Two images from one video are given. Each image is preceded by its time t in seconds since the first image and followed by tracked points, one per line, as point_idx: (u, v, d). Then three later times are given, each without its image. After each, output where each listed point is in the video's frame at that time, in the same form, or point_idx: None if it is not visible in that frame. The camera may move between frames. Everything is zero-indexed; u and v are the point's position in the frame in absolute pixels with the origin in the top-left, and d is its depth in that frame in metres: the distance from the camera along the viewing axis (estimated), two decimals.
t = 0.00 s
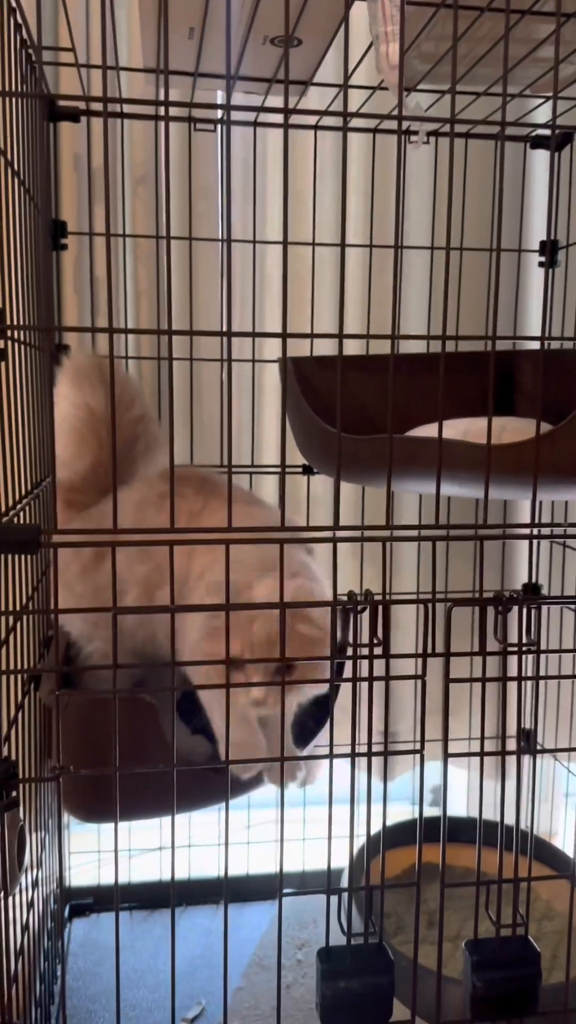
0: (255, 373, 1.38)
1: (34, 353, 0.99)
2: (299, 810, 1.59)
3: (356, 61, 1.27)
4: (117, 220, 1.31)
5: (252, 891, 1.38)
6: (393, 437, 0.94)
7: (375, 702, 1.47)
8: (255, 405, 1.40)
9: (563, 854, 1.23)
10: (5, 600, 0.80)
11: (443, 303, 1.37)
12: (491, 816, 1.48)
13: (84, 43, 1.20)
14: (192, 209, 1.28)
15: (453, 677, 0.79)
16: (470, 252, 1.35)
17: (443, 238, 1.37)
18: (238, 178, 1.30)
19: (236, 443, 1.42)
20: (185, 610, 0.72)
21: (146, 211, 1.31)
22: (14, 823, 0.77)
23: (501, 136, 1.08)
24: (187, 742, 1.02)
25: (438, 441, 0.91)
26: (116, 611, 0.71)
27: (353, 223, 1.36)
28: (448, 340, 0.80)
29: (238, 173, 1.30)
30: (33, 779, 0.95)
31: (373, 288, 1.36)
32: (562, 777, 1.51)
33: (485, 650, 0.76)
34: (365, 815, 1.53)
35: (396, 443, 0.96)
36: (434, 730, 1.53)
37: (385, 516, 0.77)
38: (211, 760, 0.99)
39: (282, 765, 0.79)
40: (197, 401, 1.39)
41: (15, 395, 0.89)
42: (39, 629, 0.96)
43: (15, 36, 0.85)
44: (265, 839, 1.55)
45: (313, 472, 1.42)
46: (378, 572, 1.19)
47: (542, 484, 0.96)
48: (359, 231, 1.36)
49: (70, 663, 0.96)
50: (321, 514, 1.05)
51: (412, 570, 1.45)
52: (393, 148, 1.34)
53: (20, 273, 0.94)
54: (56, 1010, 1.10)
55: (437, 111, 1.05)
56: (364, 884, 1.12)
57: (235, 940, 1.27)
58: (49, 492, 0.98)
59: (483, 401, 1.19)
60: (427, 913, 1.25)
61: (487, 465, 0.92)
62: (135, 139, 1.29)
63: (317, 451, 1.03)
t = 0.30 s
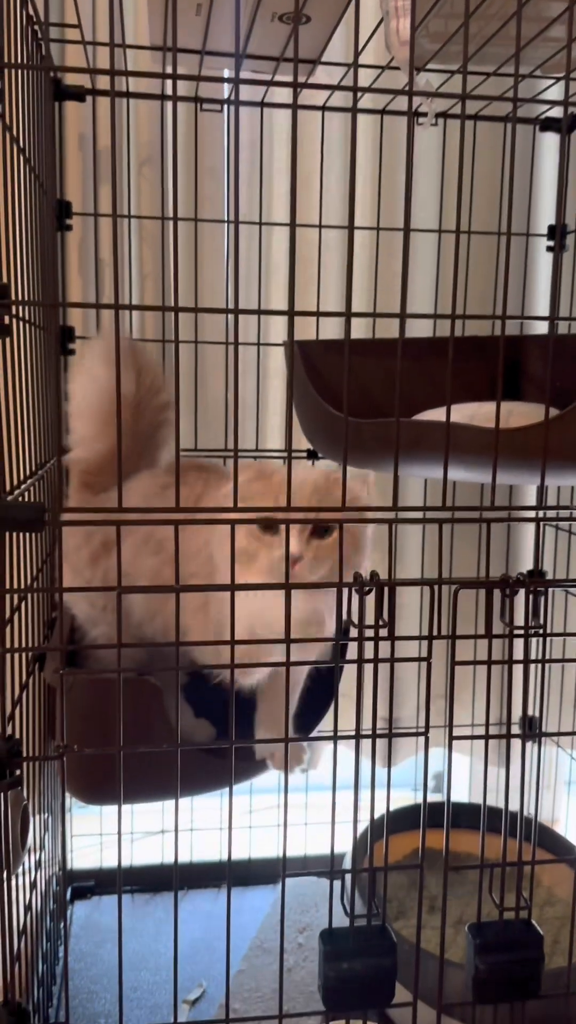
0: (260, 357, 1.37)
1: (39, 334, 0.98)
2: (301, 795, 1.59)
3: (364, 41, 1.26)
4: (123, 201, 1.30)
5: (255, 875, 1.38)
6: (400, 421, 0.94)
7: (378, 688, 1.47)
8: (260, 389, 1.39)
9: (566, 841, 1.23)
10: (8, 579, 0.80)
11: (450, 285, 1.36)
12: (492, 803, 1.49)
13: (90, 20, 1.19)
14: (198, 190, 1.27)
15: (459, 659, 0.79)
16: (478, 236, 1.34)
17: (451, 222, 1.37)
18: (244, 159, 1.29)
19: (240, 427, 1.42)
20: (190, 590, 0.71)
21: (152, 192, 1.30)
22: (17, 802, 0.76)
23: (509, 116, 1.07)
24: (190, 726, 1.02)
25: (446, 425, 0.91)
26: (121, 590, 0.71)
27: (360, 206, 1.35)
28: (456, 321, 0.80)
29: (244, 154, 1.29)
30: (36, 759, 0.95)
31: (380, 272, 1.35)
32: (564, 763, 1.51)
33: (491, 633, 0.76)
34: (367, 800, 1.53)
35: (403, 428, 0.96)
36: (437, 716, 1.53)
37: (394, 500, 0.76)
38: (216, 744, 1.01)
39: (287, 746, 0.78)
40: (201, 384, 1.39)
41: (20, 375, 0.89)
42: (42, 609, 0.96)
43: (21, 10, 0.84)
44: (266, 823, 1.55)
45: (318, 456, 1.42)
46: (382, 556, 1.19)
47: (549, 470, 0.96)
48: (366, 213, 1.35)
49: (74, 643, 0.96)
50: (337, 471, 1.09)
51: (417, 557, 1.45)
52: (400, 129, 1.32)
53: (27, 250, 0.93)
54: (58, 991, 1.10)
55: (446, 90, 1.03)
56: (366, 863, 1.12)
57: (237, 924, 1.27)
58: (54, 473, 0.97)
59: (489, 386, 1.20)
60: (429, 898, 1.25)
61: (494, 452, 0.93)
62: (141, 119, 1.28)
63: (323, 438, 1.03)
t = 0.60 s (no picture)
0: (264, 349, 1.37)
1: (43, 326, 0.98)
2: (303, 788, 1.59)
3: (369, 32, 1.26)
4: (127, 193, 1.30)
5: (257, 867, 1.39)
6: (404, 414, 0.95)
7: (382, 680, 1.48)
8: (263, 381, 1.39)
9: (567, 835, 1.23)
10: (11, 571, 0.80)
11: (454, 278, 1.36)
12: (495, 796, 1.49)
13: (93, 11, 1.19)
14: (201, 182, 1.27)
15: (462, 653, 0.79)
16: (484, 228, 1.34)
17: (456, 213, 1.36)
18: (247, 151, 1.29)
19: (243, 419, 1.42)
20: (192, 583, 0.71)
21: (156, 184, 1.30)
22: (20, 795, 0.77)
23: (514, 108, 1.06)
24: (193, 719, 1.05)
25: (450, 417, 0.91)
26: (123, 583, 0.71)
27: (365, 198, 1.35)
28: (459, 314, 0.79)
29: (248, 146, 1.29)
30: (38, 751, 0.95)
31: (384, 264, 1.35)
32: (567, 756, 1.51)
33: (494, 626, 0.76)
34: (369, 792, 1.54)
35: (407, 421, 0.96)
36: (439, 709, 1.53)
37: (397, 493, 0.76)
38: (218, 738, 1.04)
39: (290, 739, 0.79)
40: (205, 377, 1.39)
41: (23, 368, 0.89)
42: (44, 601, 0.96)
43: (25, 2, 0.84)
44: (269, 815, 1.55)
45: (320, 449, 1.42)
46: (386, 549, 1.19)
47: (554, 463, 0.96)
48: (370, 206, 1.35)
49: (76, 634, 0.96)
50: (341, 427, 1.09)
51: (420, 550, 1.45)
52: (405, 120, 1.32)
53: (30, 243, 0.93)
54: (60, 982, 1.11)
55: (451, 81, 1.03)
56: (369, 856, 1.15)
57: (239, 916, 1.28)
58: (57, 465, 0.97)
59: (493, 379, 1.20)
60: (432, 891, 1.26)
61: (498, 445, 0.93)
62: (145, 110, 1.28)
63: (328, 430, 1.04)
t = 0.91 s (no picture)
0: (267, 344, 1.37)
1: (47, 322, 0.99)
2: (307, 780, 1.60)
3: (372, 26, 1.26)
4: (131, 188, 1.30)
5: (261, 859, 1.40)
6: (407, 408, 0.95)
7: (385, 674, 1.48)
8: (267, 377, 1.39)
9: (569, 828, 1.23)
10: (16, 565, 0.80)
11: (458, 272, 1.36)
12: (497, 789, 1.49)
13: (97, 6, 1.19)
14: (206, 176, 1.27)
15: (463, 649, 0.79)
16: (488, 223, 1.34)
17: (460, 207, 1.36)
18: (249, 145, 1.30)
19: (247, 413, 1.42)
20: (195, 578, 0.72)
21: (160, 178, 1.30)
22: (25, 789, 0.78)
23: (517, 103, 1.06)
24: (197, 712, 1.07)
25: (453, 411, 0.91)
26: (127, 579, 0.72)
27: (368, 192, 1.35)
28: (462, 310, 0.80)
29: (252, 140, 1.29)
30: (43, 744, 0.96)
31: (388, 258, 1.35)
32: (569, 750, 1.52)
33: (496, 622, 0.76)
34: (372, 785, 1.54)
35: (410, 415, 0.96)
36: (442, 702, 1.54)
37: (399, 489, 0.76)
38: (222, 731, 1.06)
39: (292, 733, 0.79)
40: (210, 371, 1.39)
41: (27, 364, 0.89)
42: (49, 595, 0.96)
43: None
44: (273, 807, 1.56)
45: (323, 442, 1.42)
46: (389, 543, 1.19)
47: (556, 458, 0.96)
48: (374, 200, 1.35)
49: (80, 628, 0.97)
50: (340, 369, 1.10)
51: (423, 544, 1.45)
52: (409, 113, 1.31)
53: (35, 239, 0.93)
54: (66, 972, 1.12)
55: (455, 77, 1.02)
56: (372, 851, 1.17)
57: (243, 908, 1.29)
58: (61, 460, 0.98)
59: (497, 374, 1.20)
60: (434, 883, 1.26)
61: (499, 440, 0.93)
62: (149, 104, 1.28)
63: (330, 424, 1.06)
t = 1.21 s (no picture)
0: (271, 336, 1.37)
1: (51, 316, 0.99)
2: (311, 770, 1.60)
3: (374, 16, 1.25)
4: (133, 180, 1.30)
5: (266, 848, 1.40)
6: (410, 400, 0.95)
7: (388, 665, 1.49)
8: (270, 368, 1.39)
9: (572, 818, 1.24)
10: (21, 558, 0.81)
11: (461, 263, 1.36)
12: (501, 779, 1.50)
13: None
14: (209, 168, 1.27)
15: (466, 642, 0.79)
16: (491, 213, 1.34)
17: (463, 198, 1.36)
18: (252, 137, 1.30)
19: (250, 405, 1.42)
20: (198, 571, 0.72)
21: (163, 170, 1.30)
22: (31, 780, 0.78)
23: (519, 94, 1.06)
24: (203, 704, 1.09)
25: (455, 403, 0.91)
26: (130, 572, 0.72)
27: (371, 183, 1.35)
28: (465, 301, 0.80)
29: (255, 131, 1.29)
30: (49, 735, 0.97)
31: (391, 250, 1.34)
32: (573, 741, 1.52)
33: (499, 614, 0.76)
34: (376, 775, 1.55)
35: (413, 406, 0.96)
36: (446, 693, 1.54)
37: (402, 481, 0.77)
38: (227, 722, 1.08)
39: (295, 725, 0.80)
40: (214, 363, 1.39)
41: (30, 357, 0.90)
42: (54, 587, 0.97)
43: None
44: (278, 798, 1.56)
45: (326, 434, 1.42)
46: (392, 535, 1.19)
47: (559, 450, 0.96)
48: (376, 191, 1.35)
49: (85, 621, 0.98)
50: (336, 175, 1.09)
51: (427, 535, 1.45)
52: (412, 104, 1.31)
53: (38, 233, 0.93)
54: (72, 961, 1.13)
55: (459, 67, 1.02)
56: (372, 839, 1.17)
57: (248, 897, 1.29)
58: (65, 453, 0.98)
59: (500, 365, 1.20)
60: (438, 873, 1.27)
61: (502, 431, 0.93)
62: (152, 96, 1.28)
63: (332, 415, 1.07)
